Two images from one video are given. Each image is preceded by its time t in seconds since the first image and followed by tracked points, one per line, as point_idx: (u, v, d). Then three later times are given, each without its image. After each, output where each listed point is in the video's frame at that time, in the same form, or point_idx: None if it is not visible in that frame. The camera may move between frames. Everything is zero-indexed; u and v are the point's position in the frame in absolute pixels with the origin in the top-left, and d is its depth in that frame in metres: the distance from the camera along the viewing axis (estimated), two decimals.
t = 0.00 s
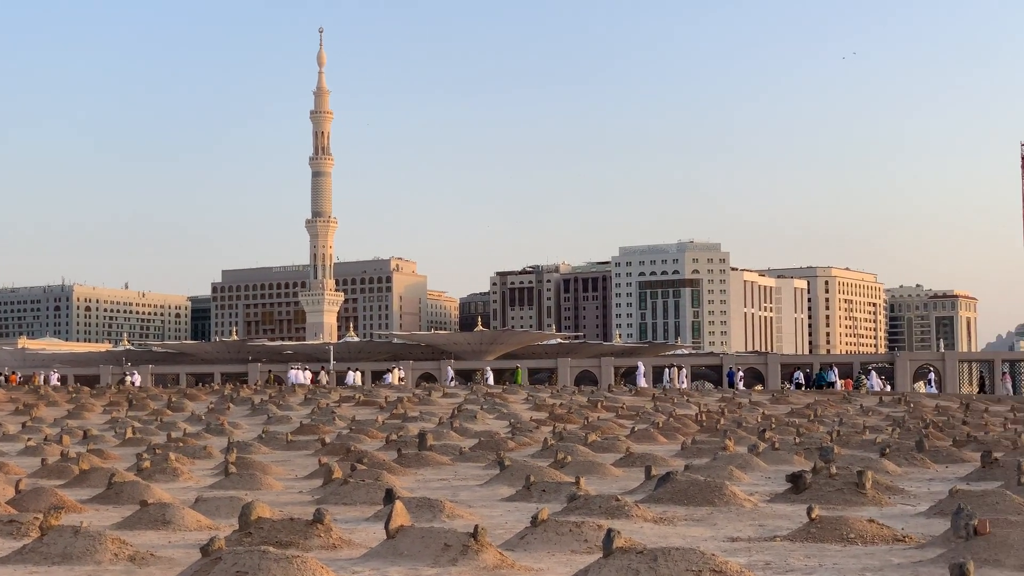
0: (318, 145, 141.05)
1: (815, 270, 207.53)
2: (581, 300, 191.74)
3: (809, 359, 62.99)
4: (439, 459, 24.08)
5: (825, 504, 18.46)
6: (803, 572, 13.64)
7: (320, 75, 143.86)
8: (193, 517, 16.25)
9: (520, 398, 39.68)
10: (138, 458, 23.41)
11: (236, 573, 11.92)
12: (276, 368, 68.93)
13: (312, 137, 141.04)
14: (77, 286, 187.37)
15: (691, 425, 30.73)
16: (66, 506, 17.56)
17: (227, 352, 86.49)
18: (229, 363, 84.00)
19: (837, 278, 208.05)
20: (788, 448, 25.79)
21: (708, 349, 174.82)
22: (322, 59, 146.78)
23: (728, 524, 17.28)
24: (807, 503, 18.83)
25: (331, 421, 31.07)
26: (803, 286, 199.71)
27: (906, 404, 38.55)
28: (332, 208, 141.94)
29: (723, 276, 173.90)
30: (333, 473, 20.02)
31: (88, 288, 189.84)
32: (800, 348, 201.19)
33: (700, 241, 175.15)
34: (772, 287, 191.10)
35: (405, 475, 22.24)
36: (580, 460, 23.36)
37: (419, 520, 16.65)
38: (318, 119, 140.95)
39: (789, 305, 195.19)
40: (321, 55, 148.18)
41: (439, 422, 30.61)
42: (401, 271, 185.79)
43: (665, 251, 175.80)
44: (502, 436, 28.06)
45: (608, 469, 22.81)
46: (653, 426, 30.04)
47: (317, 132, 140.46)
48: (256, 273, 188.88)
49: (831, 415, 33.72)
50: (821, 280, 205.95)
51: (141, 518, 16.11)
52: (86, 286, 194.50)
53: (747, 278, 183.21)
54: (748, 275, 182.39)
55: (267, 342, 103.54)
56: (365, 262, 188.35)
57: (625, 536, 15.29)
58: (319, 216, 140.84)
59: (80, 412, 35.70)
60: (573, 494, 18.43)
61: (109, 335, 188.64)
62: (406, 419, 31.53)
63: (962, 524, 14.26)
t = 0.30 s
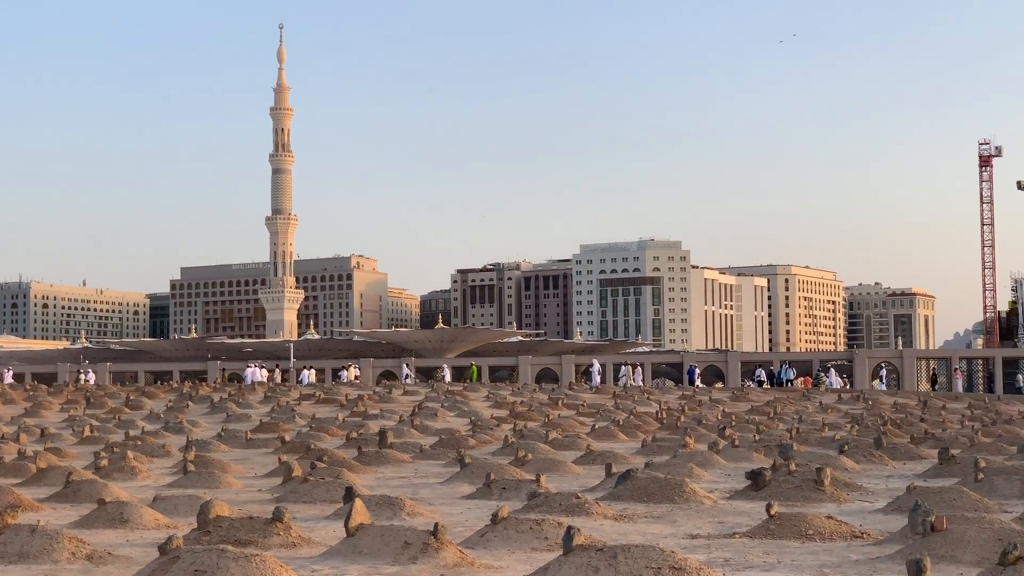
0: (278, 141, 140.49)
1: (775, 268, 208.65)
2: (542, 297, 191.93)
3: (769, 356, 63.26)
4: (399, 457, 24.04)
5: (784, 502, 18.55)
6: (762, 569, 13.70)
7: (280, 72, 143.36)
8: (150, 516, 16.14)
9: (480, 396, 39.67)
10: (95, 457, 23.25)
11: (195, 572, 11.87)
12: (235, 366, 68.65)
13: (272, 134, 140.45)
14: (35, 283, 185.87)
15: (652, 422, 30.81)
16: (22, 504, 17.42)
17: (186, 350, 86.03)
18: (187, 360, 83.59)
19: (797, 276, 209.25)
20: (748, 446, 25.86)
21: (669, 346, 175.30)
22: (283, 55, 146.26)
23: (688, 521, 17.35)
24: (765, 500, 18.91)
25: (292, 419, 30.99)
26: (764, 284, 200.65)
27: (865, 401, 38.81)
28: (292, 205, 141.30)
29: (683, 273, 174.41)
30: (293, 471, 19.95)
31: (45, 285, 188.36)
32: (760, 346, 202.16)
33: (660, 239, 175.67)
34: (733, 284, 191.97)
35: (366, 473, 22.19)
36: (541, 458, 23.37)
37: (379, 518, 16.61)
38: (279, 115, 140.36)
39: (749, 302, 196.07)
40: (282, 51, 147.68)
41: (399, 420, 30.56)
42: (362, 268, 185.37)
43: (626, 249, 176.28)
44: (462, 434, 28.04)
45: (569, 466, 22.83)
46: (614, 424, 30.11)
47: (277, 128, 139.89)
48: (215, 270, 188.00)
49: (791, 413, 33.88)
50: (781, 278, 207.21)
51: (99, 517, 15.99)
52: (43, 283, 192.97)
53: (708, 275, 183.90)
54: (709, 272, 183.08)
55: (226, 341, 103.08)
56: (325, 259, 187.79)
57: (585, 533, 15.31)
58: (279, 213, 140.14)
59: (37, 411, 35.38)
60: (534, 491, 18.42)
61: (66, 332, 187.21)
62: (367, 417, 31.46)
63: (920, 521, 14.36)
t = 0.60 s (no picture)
0: (241, 138, 139.74)
1: (739, 265, 209.56)
2: (506, 295, 191.99)
3: (733, 355, 63.44)
4: (362, 454, 23.98)
5: (746, 498, 18.63)
6: (724, 564, 13.77)
7: (243, 68, 142.67)
8: (112, 514, 16.05)
9: (444, 393, 39.62)
10: (57, 455, 23.08)
11: (156, 571, 11.81)
12: (197, 364, 68.30)
13: (235, 130, 139.69)
14: None
15: (616, 419, 30.86)
16: None
17: (148, 347, 85.60)
18: (150, 358, 83.17)
19: (761, 273, 210.22)
20: (711, 442, 25.95)
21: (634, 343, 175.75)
22: (245, 52, 145.55)
23: (651, 518, 17.39)
24: (729, 496, 18.99)
25: (256, 416, 30.85)
26: (727, 282, 201.30)
27: (827, 397, 39.03)
28: (255, 202, 140.56)
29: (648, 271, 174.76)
30: (256, 469, 19.87)
31: (5, 282, 186.84)
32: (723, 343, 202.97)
33: (625, 237, 176.06)
34: (696, 282, 192.58)
35: (330, 471, 22.13)
36: (505, 455, 23.39)
37: (342, 515, 16.58)
38: (241, 112, 139.64)
39: (713, 300, 196.77)
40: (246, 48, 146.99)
41: (363, 417, 30.49)
42: (325, 265, 184.85)
43: (590, 247, 176.55)
44: (427, 431, 28.01)
45: (533, 464, 22.86)
46: (578, 421, 30.14)
47: (240, 125, 139.15)
48: (178, 267, 187.02)
49: (754, 409, 34.04)
50: (744, 275, 208.14)
51: (60, 516, 15.89)
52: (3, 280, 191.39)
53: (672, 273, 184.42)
54: (673, 269, 183.53)
55: (189, 337, 102.60)
56: (289, 256, 187.11)
57: (549, 530, 15.31)
58: (242, 211, 139.44)
59: None
60: (497, 489, 18.45)
61: (27, 330, 185.76)
62: (330, 414, 31.38)
63: (881, 517, 14.47)
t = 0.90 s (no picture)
0: (206, 135, 139.02)
1: (705, 262, 210.22)
2: (473, 292, 191.98)
3: (698, 351, 63.51)
4: (329, 452, 23.92)
5: (712, 494, 18.69)
6: (690, 560, 13.82)
7: (208, 65, 142.01)
8: (76, 513, 15.96)
9: (410, 390, 39.53)
10: (20, 453, 22.93)
11: (121, 569, 11.75)
12: (162, 361, 67.98)
13: (200, 127, 139.06)
14: None
15: (582, 416, 30.91)
16: None
17: (113, 345, 85.13)
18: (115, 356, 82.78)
19: (727, 270, 210.95)
20: (678, 439, 26.03)
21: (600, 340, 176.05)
22: (210, 48, 144.90)
23: (617, 515, 17.43)
24: (694, 493, 19.05)
25: (221, 414, 30.72)
26: (693, 279, 201.89)
27: (793, 394, 39.24)
28: (220, 199, 139.90)
29: (614, 268, 175.03)
30: (221, 466, 19.79)
31: None
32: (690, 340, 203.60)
33: (591, 234, 176.36)
34: (663, 279, 193.03)
35: (296, 468, 22.07)
36: (472, 453, 23.39)
37: (309, 513, 16.54)
38: (206, 108, 138.94)
39: (679, 297, 197.26)
40: (212, 45, 146.43)
41: (329, 414, 30.42)
42: (292, 262, 184.33)
43: (557, 244, 176.70)
44: (393, 428, 27.99)
45: (500, 461, 22.87)
46: (544, 418, 30.18)
47: (205, 122, 138.42)
48: (143, 264, 186.10)
49: (720, 406, 34.13)
50: (711, 272, 208.83)
51: (23, 514, 15.79)
52: None
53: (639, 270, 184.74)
54: (640, 266, 183.96)
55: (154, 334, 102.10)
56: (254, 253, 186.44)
57: (516, 527, 15.32)
58: (207, 208, 138.79)
59: None
60: (463, 485, 18.45)
61: None
62: (296, 411, 31.28)
63: (845, 512, 14.57)
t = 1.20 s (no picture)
0: (172, 132, 138.35)
1: (671, 260, 210.86)
2: (440, 290, 191.80)
3: (666, 348, 63.62)
4: (296, 450, 23.86)
5: (679, 492, 18.75)
6: (656, 557, 13.85)
7: (174, 61, 141.42)
8: (41, 512, 15.86)
9: (377, 389, 39.52)
10: None
11: (85, 568, 11.68)
12: (127, 359, 67.59)
13: (166, 124, 138.29)
14: None
15: (549, 414, 30.92)
16: None
17: (78, 343, 84.65)
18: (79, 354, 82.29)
19: (694, 268, 211.66)
20: (645, 436, 26.09)
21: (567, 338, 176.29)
22: (176, 45, 144.30)
23: (584, 512, 17.46)
24: (662, 490, 19.10)
25: (186, 413, 30.58)
26: (660, 277, 202.40)
27: (758, 392, 39.39)
28: (186, 196, 139.30)
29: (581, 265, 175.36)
30: (186, 465, 19.70)
31: None
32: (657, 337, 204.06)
33: (558, 231, 176.60)
34: (630, 277, 193.40)
35: (262, 467, 22.00)
36: (438, 450, 23.40)
37: (274, 512, 16.49)
38: (172, 105, 138.29)
39: (646, 295, 197.70)
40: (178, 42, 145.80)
41: (296, 412, 30.35)
42: (258, 260, 183.71)
43: (525, 242, 176.83)
44: (359, 426, 27.93)
45: (467, 458, 22.87)
46: (511, 416, 30.18)
47: (171, 118, 137.78)
48: (108, 261, 185.03)
49: (686, 404, 34.28)
50: (677, 269, 209.48)
51: None
52: None
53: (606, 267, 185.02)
54: (607, 264, 184.24)
55: (119, 332, 101.50)
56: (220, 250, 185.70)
57: (481, 526, 15.31)
58: (173, 205, 138.18)
59: None
60: (429, 483, 18.45)
61: None
62: (263, 409, 31.19)
63: (810, 509, 14.66)
